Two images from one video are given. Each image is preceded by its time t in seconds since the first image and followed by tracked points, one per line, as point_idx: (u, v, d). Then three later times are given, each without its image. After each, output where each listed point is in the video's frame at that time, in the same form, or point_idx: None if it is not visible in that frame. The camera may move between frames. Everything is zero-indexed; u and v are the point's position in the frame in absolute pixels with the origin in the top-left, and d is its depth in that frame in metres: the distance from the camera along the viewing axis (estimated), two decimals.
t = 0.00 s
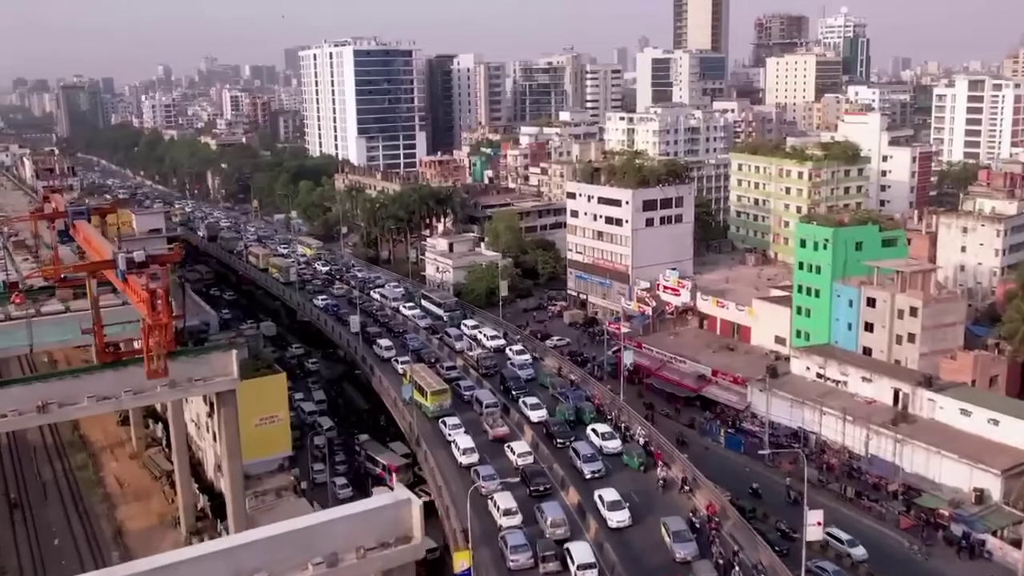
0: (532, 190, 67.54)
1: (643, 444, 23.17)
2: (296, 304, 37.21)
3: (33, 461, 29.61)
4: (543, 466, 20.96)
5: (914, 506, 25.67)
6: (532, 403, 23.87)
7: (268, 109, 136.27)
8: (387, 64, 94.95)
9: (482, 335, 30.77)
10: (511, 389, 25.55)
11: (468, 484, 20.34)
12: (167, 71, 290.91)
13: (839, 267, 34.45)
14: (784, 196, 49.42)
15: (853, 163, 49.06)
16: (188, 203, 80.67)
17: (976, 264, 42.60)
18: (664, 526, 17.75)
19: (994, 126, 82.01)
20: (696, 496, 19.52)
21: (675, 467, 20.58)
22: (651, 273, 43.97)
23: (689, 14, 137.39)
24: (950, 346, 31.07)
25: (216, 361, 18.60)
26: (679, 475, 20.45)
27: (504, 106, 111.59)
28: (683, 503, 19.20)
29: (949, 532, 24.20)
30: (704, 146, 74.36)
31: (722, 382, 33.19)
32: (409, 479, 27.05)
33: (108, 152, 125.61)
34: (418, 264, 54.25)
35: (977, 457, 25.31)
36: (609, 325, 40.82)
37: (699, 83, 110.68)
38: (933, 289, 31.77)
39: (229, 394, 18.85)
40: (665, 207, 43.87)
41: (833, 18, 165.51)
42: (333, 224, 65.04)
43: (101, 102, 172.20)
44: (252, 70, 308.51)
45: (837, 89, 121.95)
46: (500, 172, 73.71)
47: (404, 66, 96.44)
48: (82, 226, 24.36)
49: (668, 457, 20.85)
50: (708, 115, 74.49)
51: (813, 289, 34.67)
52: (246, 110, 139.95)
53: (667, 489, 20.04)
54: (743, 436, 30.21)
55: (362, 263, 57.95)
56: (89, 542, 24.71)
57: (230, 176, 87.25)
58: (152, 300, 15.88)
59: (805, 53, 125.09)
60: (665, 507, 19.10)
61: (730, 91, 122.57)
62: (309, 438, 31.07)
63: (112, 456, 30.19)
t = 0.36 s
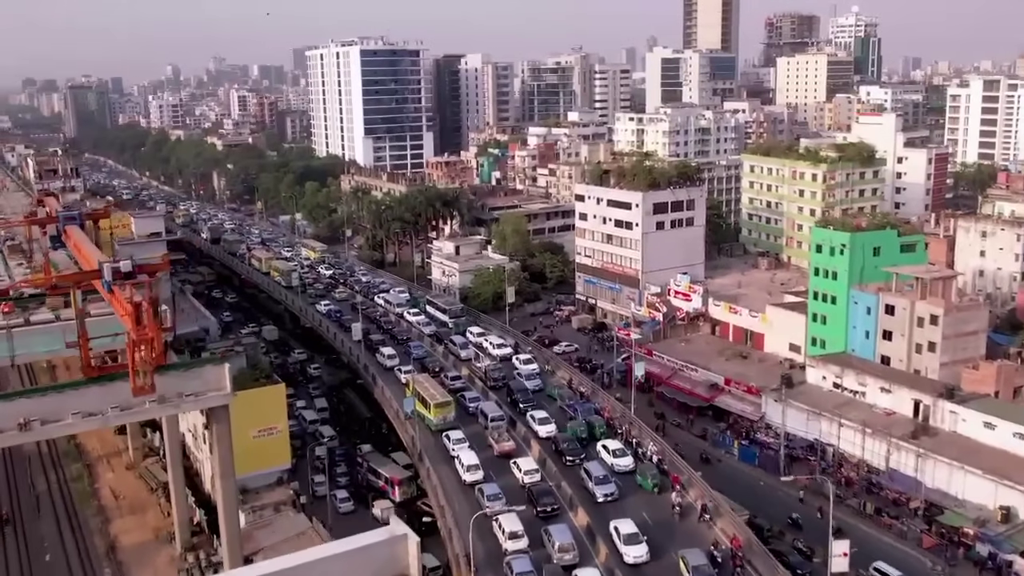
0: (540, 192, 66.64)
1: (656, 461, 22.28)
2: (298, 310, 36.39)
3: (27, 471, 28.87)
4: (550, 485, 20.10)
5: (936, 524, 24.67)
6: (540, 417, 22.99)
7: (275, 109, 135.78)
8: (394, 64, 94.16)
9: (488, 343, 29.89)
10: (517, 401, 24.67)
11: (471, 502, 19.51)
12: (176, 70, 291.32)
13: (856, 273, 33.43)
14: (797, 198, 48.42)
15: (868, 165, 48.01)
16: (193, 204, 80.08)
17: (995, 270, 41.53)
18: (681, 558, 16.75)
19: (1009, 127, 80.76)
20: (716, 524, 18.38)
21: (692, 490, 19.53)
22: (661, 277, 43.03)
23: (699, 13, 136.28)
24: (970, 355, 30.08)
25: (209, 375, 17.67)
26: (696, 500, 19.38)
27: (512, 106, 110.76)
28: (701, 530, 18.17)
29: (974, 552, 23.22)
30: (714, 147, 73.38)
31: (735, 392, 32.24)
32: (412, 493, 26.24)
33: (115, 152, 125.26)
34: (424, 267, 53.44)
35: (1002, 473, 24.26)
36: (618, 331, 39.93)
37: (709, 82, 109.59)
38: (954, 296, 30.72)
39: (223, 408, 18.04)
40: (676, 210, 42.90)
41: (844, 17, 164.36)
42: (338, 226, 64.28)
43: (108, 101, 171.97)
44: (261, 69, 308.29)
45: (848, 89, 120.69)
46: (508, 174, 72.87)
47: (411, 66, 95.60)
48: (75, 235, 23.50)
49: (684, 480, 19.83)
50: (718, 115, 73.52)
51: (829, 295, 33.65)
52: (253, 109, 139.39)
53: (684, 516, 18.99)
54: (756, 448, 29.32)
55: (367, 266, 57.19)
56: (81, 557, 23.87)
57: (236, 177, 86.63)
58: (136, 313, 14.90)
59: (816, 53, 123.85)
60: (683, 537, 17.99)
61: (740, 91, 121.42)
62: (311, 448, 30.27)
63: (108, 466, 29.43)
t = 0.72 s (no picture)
0: (548, 193, 65.75)
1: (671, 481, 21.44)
2: (300, 315, 35.56)
3: (21, 482, 28.12)
4: (559, 505, 19.27)
5: (960, 543, 23.56)
6: (549, 433, 22.08)
7: (282, 109, 135.32)
8: (401, 64, 93.32)
9: (495, 351, 29.01)
10: (524, 414, 23.75)
11: (475, 524, 18.70)
12: (185, 70, 291.55)
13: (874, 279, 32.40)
14: (811, 201, 47.38)
15: (884, 168, 46.93)
16: (198, 206, 79.43)
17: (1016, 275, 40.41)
18: None
19: None
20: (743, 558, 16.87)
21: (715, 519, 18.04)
22: (672, 282, 42.08)
23: (708, 13, 135.18)
24: (993, 365, 29.00)
25: (198, 392, 16.72)
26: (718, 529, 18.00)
27: (520, 106, 109.94)
28: (726, 565, 16.70)
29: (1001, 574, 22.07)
30: (725, 147, 72.36)
31: (748, 402, 31.26)
32: (415, 507, 25.35)
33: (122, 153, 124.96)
34: (431, 271, 52.59)
35: None
36: (628, 337, 39.00)
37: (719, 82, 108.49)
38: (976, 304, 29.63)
39: (214, 427, 17.15)
40: (687, 213, 41.94)
41: (855, 17, 163.34)
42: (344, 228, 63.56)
43: (115, 102, 171.90)
44: (269, 69, 308.17)
45: (860, 89, 119.44)
46: (516, 175, 72.03)
47: (418, 65, 94.77)
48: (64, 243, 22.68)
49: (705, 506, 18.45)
50: (729, 116, 72.50)
51: (846, 302, 32.63)
52: (260, 110, 138.93)
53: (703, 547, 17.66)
54: (771, 461, 28.38)
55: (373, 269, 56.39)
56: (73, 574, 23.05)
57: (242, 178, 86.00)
58: (117, 325, 13.98)
59: (827, 53, 122.57)
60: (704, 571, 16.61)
61: (750, 92, 120.26)
62: (311, 459, 29.45)
63: (104, 477, 28.64)
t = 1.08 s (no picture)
0: (556, 195, 64.83)
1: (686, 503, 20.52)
2: (301, 321, 34.76)
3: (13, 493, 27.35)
4: (566, 528, 18.39)
5: (986, 565, 22.47)
6: (557, 451, 21.20)
7: (289, 109, 134.84)
8: (408, 64, 92.54)
9: (501, 360, 28.13)
10: (531, 428, 22.88)
11: (479, 547, 17.85)
12: (193, 70, 292.01)
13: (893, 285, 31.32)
14: (826, 204, 46.35)
15: (900, 170, 45.83)
16: (203, 207, 78.84)
17: None
18: None
19: None
20: None
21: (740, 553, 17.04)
22: (683, 287, 41.12)
23: (718, 12, 134.05)
24: (1017, 376, 27.92)
25: (188, 407, 15.83)
26: (741, 566, 16.95)
27: (528, 107, 109.01)
28: None
29: None
30: (736, 148, 71.33)
31: (762, 412, 30.30)
32: (417, 522, 24.47)
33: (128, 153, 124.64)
34: (437, 274, 51.78)
35: None
36: (638, 343, 38.09)
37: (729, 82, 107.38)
38: (999, 313, 28.54)
39: (203, 445, 16.23)
40: (698, 217, 40.96)
41: (867, 16, 162.27)
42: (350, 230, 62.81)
43: (123, 102, 171.87)
44: (278, 69, 308.46)
45: (872, 89, 118.16)
46: (523, 176, 71.20)
47: (426, 65, 93.93)
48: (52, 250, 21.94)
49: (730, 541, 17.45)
50: (740, 116, 71.47)
51: (863, 309, 31.60)
52: (268, 110, 138.49)
53: None
54: (786, 474, 27.47)
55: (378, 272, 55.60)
56: None
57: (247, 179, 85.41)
58: (99, 337, 13.18)
59: (838, 52, 121.34)
60: None
61: (761, 92, 119.11)
62: (312, 471, 28.65)
63: (99, 488, 27.86)
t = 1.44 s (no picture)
0: (565, 196, 63.90)
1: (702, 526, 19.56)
2: (303, 328, 33.98)
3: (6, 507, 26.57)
4: (575, 554, 17.46)
5: None
6: (567, 469, 20.27)
7: (296, 109, 134.31)
8: (415, 64, 91.72)
9: (507, 370, 27.25)
10: (539, 443, 21.96)
11: (483, 572, 16.96)
12: (202, 70, 292.10)
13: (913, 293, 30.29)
14: (841, 207, 45.30)
15: (916, 172, 44.75)
16: (208, 208, 78.15)
17: None
18: None
19: None
20: None
21: None
22: (694, 293, 40.16)
23: (728, 11, 132.88)
24: None
25: (175, 427, 15.06)
26: None
27: (536, 107, 108.17)
28: None
29: None
30: (747, 149, 70.25)
31: (777, 424, 29.30)
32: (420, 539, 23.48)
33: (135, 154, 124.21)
34: (443, 277, 50.90)
35: None
36: (648, 350, 37.14)
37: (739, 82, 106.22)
38: None
39: (190, 466, 15.39)
40: (709, 220, 39.99)
41: (879, 14, 160.95)
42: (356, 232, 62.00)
43: (130, 102, 171.61)
44: (286, 69, 308.46)
45: (884, 89, 116.87)
46: (531, 177, 70.31)
47: (433, 65, 93.11)
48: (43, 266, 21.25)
49: None
50: (751, 116, 70.42)
51: (882, 317, 30.58)
52: (275, 110, 138.00)
53: None
54: (802, 490, 26.52)
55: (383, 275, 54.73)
56: None
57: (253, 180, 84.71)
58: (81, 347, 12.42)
59: (850, 52, 120.02)
60: None
61: (771, 92, 117.91)
62: (312, 483, 27.82)
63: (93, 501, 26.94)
